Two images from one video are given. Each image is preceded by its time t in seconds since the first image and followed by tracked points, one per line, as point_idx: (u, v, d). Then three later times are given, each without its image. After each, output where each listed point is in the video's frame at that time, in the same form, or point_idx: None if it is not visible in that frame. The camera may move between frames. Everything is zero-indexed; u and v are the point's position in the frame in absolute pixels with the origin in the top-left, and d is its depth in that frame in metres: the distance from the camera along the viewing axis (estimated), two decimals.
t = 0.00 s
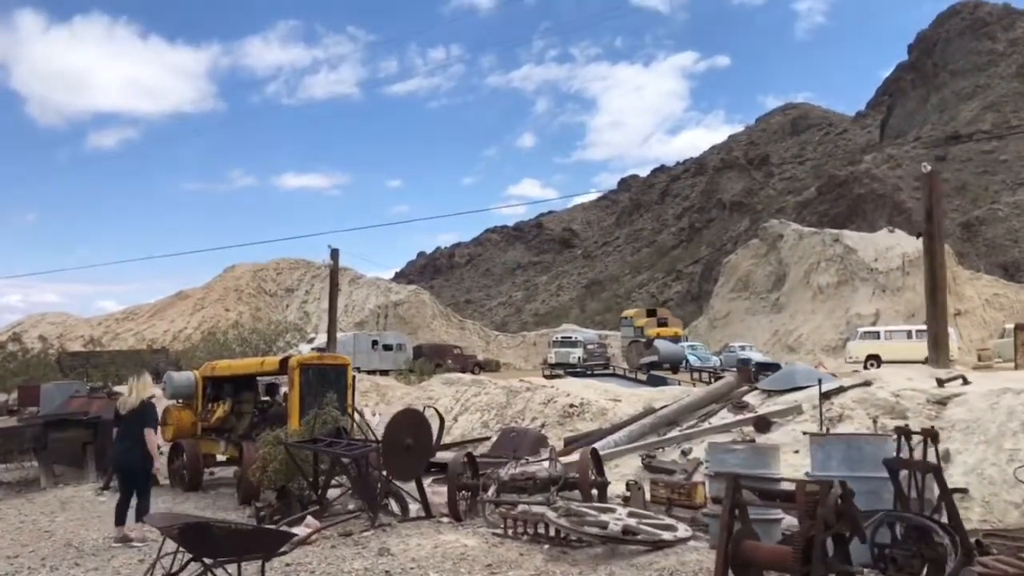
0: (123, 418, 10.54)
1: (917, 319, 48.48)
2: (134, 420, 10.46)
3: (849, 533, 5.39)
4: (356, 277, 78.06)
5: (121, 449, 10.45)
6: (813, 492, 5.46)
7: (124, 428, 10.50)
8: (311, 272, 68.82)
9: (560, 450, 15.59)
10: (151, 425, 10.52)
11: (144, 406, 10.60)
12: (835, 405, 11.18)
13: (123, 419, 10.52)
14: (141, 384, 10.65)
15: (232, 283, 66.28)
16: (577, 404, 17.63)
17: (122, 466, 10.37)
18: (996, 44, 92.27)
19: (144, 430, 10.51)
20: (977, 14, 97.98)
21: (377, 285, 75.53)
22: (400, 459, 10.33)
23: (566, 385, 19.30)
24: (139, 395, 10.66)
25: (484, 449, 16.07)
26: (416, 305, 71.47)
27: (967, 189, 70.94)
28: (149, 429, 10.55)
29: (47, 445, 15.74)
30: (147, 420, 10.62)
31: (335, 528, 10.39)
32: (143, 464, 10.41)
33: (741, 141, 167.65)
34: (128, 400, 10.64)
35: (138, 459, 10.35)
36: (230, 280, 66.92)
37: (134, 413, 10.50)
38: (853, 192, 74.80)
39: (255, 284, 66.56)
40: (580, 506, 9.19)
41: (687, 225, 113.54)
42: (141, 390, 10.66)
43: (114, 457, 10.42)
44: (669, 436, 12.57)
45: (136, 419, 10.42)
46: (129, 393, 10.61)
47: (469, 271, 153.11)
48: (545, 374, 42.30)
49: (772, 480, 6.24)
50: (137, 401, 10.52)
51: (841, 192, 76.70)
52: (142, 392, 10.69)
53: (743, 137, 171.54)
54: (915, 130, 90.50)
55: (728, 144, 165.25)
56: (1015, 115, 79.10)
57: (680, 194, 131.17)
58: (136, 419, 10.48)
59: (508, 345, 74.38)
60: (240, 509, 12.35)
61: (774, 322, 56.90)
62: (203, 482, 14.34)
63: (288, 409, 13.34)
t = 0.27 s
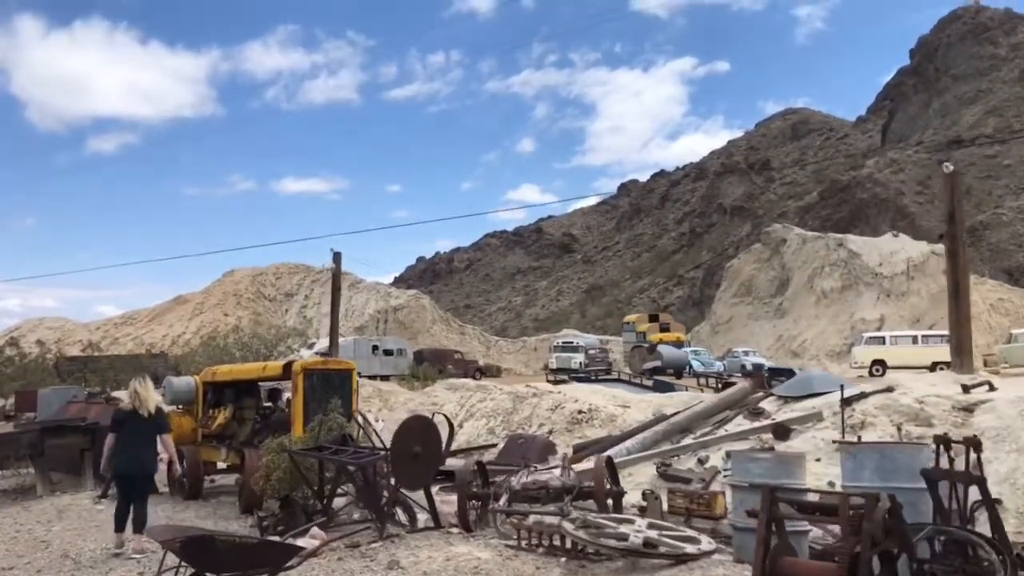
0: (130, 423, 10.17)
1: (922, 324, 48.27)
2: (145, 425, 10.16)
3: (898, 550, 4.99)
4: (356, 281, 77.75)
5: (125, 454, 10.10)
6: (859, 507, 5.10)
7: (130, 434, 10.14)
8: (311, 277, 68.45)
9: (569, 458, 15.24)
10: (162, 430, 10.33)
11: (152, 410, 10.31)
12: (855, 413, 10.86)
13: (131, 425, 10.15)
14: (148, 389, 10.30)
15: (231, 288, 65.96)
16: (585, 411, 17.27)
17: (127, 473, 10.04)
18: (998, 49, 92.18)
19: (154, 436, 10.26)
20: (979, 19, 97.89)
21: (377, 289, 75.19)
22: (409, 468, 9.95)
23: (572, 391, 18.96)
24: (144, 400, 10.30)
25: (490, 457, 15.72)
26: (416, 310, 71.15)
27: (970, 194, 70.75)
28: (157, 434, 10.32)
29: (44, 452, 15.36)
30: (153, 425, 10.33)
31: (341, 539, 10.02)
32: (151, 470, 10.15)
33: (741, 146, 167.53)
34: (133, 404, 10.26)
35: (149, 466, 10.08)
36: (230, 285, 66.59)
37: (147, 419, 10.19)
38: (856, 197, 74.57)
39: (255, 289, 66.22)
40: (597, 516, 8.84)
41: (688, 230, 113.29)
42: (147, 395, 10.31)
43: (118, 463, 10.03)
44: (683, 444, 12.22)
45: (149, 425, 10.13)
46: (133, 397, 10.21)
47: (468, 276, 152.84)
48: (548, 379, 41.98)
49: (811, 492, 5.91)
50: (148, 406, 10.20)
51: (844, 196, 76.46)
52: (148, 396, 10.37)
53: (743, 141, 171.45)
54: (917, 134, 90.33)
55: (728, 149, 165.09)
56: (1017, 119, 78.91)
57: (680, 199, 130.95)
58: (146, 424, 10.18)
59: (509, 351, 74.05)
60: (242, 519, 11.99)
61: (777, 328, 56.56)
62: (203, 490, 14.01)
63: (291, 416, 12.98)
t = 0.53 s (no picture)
0: (132, 421, 9.88)
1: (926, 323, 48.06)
2: (148, 423, 9.87)
3: (954, 551, 4.72)
4: (356, 282, 77.47)
5: (128, 453, 9.81)
6: (912, 504, 4.83)
7: (133, 432, 9.84)
8: (311, 277, 68.18)
9: (581, 456, 14.97)
10: (165, 427, 10.09)
11: (153, 408, 10.05)
12: (878, 409, 10.59)
13: (133, 424, 9.86)
14: (147, 387, 10.02)
15: (232, 288, 65.67)
16: (595, 409, 16.99)
17: (130, 472, 9.76)
18: (1000, 49, 92.03)
19: (156, 434, 10.00)
20: (980, 20, 97.81)
21: (377, 290, 74.91)
22: (422, 465, 9.65)
23: (581, 389, 18.68)
24: (143, 397, 10.01)
25: (498, 455, 15.44)
26: (417, 311, 70.85)
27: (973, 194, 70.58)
28: (159, 432, 10.05)
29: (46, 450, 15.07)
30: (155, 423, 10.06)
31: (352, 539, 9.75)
32: (154, 469, 9.89)
33: (741, 147, 167.39)
34: (133, 402, 9.96)
35: (153, 464, 9.82)
36: (230, 285, 66.31)
37: (150, 417, 9.92)
38: (858, 197, 74.35)
39: (255, 289, 65.94)
40: (618, 516, 8.55)
41: (689, 230, 113.07)
42: (146, 393, 10.02)
43: (121, 463, 9.74)
44: (700, 442, 11.94)
45: (152, 423, 9.86)
46: (133, 396, 9.91)
47: (468, 277, 152.50)
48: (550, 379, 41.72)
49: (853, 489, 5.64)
50: (150, 404, 9.93)
51: (846, 196, 76.24)
52: (147, 393, 10.08)
53: (743, 142, 171.32)
54: (918, 134, 90.19)
55: (728, 150, 164.94)
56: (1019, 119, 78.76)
57: (681, 199, 130.74)
58: (148, 422, 9.90)
59: (510, 351, 73.77)
60: (248, 518, 11.70)
61: (780, 328, 56.30)
62: (208, 489, 13.74)
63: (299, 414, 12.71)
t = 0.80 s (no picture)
0: (126, 417, 9.62)
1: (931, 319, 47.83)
2: (142, 418, 9.62)
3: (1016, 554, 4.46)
4: (356, 277, 77.11)
5: (124, 449, 9.55)
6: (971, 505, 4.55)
7: (127, 429, 9.59)
8: (312, 272, 67.84)
9: (593, 453, 14.70)
10: (160, 421, 9.83)
11: (146, 403, 9.79)
12: (903, 404, 10.31)
13: (126, 419, 9.60)
14: (138, 382, 9.75)
15: (232, 283, 65.32)
16: (605, 404, 16.69)
17: (128, 468, 9.53)
18: (1003, 44, 91.69)
19: (153, 428, 9.75)
20: (983, 15, 97.41)
21: (378, 285, 74.56)
22: (435, 462, 9.33)
23: (590, 384, 18.38)
24: (135, 393, 9.75)
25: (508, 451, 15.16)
26: (418, 306, 70.50)
27: (976, 189, 70.29)
28: (156, 426, 9.81)
29: (46, 447, 14.78)
30: (149, 418, 9.80)
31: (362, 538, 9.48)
32: (153, 463, 9.67)
33: (742, 142, 166.93)
34: (124, 398, 9.70)
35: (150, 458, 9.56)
36: (231, 281, 65.96)
37: (143, 412, 9.66)
38: (861, 192, 74.03)
39: (256, 284, 65.59)
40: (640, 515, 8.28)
41: (690, 226, 112.72)
42: (137, 388, 9.76)
43: (116, 461, 9.49)
44: (717, 438, 11.64)
45: (146, 419, 9.61)
46: (123, 392, 9.65)
47: (468, 273, 152.09)
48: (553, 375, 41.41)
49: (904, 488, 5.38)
50: (141, 400, 9.66)
51: (848, 191, 75.90)
52: (138, 388, 9.82)
53: (743, 138, 170.90)
54: (921, 130, 89.88)
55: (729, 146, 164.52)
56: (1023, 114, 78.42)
57: (682, 195, 130.36)
58: (141, 418, 9.66)
59: (511, 347, 73.47)
60: (254, 516, 11.42)
61: (783, 324, 56.04)
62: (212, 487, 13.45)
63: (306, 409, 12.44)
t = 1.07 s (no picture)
0: (125, 385, 9.41)
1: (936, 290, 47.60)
2: (141, 385, 9.41)
3: None
4: (357, 250, 76.66)
5: (124, 416, 9.37)
6: None
7: (126, 396, 9.39)
8: (312, 244, 67.41)
9: (603, 423, 14.48)
10: (160, 388, 9.62)
11: (144, 370, 9.56)
12: (928, 371, 10.08)
13: (125, 387, 9.38)
14: (136, 348, 9.51)
15: (233, 255, 64.89)
16: (614, 374, 16.46)
17: (128, 436, 9.36)
18: (1010, 13, 90.65)
19: (153, 395, 9.54)
20: None
21: (378, 258, 74.15)
22: (449, 430, 9.08)
23: (598, 354, 18.15)
24: (133, 360, 9.52)
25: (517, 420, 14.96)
26: (419, 279, 70.14)
27: (982, 161, 69.77)
28: (156, 392, 9.60)
29: (49, 415, 14.55)
30: (149, 384, 9.59)
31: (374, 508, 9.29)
32: (155, 430, 9.50)
33: (744, 115, 165.70)
34: (122, 365, 9.48)
35: (150, 426, 9.39)
36: (231, 253, 65.53)
37: (142, 379, 9.44)
38: (865, 164, 73.46)
39: (256, 257, 65.17)
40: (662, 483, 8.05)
41: (691, 198, 112.12)
42: (135, 355, 9.52)
43: (116, 428, 9.33)
44: (734, 406, 11.41)
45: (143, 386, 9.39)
46: (120, 359, 9.42)
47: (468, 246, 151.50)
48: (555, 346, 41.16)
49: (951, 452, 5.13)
50: (139, 368, 9.44)
51: (853, 163, 75.32)
52: (137, 354, 9.58)
53: (745, 111, 169.63)
54: (926, 101, 89.09)
55: (730, 118, 163.33)
56: None
57: (683, 167, 129.57)
58: (139, 385, 9.44)
59: (512, 320, 73.24)
60: (262, 485, 11.22)
61: (786, 296, 55.80)
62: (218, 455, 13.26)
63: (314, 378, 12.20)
